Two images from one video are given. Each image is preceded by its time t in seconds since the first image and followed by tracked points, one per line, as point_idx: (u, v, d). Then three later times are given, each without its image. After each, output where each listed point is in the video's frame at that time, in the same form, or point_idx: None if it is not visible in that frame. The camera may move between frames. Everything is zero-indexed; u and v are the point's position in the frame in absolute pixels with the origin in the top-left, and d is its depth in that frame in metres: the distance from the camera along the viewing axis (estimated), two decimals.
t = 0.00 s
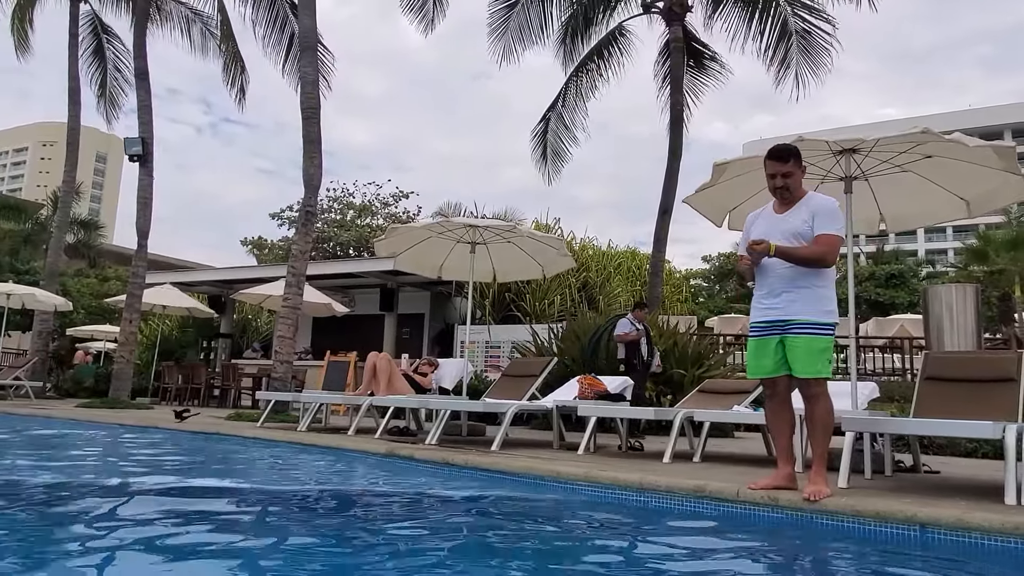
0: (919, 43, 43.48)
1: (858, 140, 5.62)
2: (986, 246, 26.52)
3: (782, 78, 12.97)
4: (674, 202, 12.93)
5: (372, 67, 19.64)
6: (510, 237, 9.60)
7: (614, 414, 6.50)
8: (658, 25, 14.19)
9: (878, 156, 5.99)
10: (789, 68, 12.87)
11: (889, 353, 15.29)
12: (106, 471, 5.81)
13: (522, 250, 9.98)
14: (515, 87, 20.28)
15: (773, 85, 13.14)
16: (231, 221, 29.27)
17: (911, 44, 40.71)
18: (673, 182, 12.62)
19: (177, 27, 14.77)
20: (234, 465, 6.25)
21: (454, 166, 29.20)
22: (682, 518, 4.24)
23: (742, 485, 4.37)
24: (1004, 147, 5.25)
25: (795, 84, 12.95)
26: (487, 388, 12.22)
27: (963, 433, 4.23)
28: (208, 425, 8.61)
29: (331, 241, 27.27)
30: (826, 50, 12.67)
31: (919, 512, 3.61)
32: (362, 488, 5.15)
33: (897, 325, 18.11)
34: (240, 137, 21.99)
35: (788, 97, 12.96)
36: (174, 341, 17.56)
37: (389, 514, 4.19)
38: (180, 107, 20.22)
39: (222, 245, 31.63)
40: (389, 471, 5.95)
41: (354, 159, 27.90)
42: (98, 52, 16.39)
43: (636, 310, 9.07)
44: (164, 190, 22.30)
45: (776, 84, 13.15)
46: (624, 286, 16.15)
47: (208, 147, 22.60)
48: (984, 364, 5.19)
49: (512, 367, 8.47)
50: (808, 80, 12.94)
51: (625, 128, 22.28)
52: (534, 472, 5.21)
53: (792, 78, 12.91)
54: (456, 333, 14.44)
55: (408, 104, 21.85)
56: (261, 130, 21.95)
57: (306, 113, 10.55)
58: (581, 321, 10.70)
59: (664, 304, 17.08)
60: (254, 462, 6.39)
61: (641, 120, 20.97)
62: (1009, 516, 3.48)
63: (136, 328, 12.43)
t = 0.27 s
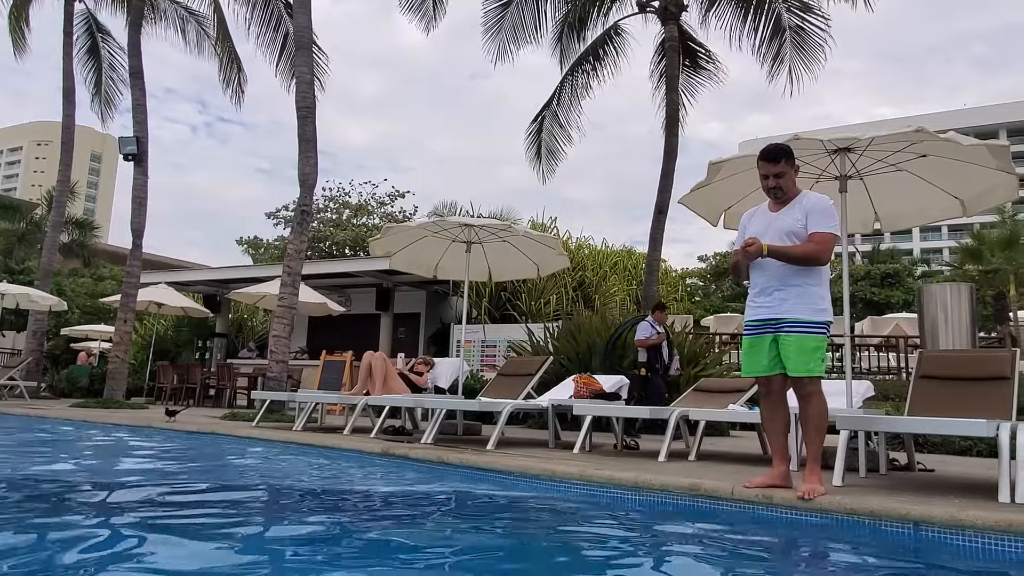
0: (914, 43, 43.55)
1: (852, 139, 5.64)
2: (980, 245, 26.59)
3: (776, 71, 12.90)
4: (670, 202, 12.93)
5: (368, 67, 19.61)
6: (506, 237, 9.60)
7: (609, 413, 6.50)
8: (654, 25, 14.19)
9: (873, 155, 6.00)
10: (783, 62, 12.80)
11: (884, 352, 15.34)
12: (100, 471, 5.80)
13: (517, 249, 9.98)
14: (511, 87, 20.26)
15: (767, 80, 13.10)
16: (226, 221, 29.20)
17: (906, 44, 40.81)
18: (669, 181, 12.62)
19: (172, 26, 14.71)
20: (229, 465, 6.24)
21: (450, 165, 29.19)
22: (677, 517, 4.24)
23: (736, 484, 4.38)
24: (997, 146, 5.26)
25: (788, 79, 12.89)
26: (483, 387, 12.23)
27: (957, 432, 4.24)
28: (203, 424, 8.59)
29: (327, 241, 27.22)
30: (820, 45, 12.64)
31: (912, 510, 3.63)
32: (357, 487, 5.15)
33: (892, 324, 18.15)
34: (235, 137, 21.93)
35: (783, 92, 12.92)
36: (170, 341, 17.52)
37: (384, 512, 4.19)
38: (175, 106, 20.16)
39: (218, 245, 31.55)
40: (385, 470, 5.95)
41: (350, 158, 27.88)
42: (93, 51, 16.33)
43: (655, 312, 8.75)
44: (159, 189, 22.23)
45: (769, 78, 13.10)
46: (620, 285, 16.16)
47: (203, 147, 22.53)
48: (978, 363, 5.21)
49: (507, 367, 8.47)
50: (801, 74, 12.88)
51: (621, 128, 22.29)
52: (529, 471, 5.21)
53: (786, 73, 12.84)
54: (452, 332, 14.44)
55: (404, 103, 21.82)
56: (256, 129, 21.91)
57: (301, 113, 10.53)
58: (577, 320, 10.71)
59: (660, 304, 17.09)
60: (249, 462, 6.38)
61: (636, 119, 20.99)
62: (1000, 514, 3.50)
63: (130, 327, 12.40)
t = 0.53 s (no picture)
0: (904, 44, 43.79)
1: (842, 140, 5.67)
2: (969, 246, 26.77)
3: (767, 69, 12.96)
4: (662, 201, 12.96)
5: (360, 66, 19.57)
6: (497, 236, 9.60)
7: (601, 413, 6.51)
8: (645, 25, 14.22)
9: (863, 155, 6.03)
10: (773, 61, 12.87)
11: (874, 351, 15.42)
12: (90, 472, 5.76)
13: (509, 249, 9.98)
14: (503, 86, 20.26)
15: (757, 78, 13.15)
16: (217, 220, 29.10)
17: (896, 45, 41.03)
18: (660, 181, 12.65)
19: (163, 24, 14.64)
20: (220, 465, 6.22)
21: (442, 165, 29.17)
22: (668, 516, 4.25)
23: (727, 482, 4.39)
24: (985, 146, 5.29)
25: (779, 77, 12.96)
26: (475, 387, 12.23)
27: (946, 430, 4.27)
28: (194, 425, 8.56)
29: (318, 241, 27.16)
30: (810, 44, 12.72)
31: (901, 508, 3.64)
32: (348, 487, 5.14)
33: (882, 323, 18.24)
34: (226, 136, 21.85)
35: (773, 90, 12.99)
36: (160, 341, 17.44)
37: (375, 512, 4.18)
38: (166, 105, 20.06)
39: (209, 244, 31.44)
40: (376, 470, 5.94)
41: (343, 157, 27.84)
42: (82, 50, 16.23)
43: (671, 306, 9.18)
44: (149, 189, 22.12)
45: (760, 76, 13.14)
46: (612, 285, 16.19)
47: (194, 146, 22.44)
48: (967, 362, 5.24)
49: (499, 367, 8.47)
50: (791, 73, 12.95)
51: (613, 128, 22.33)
52: (521, 471, 5.21)
53: (777, 71, 12.91)
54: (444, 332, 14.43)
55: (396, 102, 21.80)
56: (248, 128, 21.84)
57: (292, 112, 10.51)
58: (569, 320, 10.72)
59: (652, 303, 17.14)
60: (240, 462, 6.35)
61: (628, 119, 21.03)
62: (987, 511, 3.53)
63: (120, 327, 12.35)
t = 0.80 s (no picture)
0: (891, 46, 44.10)
1: (828, 141, 5.71)
2: (954, 246, 27.02)
3: (752, 72, 12.95)
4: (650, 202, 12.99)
5: (349, 66, 19.52)
6: (486, 236, 9.60)
7: (589, 412, 6.53)
8: (634, 26, 14.27)
9: (849, 157, 6.07)
10: (758, 63, 12.87)
11: (861, 350, 15.52)
12: (75, 473, 5.72)
13: (498, 249, 9.99)
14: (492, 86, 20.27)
15: (742, 79, 13.11)
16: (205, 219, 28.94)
17: (883, 47, 41.34)
18: (649, 182, 12.69)
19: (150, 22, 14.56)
20: (207, 466, 6.19)
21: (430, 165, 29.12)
22: (654, 515, 4.27)
23: (714, 482, 4.41)
24: (969, 148, 5.33)
25: (763, 79, 12.90)
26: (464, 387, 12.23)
27: (930, 429, 4.31)
28: (180, 426, 8.52)
29: (307, 240, 27.05)
30: (793, 49, 12.76)
31: (885, 507, 3.68)
32: (335, 487, 5.13)
33: (868, 323, 18.38)
34: (214, 135, 21.75)
35: (758, 91, 12.90)
36: (146, 341, 17.33)
37: (362, 513, 4.18)
38: (153, 104, 19.92)
39: (196, 244, 31.27)
40: (364, 470, 5.93)
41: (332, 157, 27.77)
42: (68, 48, 16.11)
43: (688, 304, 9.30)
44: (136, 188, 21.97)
45: (745, 78, 13.11)
46: (601, 285, 16.23)
47: (181, 145, 22.31)
48: (951, 362, 5.29)
49: (488, 367, 8.48)
50: (775, 75, 12.93)
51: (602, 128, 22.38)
52: (509, 471, 5.21)
53: (761, 73, 12.87)
54: (433, 332, 14.41)
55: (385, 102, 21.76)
56: (236, 127, 21.75)
57: (280, 111, 10.46)
58: (557, 320, 10.74)
59: (641, 303, 17.18)
60: (227, 463, 6.33)
61: (617, 119, 21.09)
62: (970, 510, 3.56)
63: (106, 328, 12.26)
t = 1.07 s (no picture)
0: (876, 48, 44.48)
1: (812, 143, 5.75)
2: (937, 246, 27.28)
3: (734, 73, 13.22)
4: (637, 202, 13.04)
5: (335, 65, 19.45)
6: (472, 237, 9.61)
7: (575, 412, 6.53)
8: (620, 27, 14.32)
9: (832, 158, 6.11)
10: (741, 65, 13.10)
11: (845, 350, 15.63)
12: (56, 476, 5.66)
13: (484, 249, 10.00)
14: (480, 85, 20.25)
15: (724, 79, 13.42)
16: (189, 219, 28.75)
17: (868, 49, 41.67)
18: (635, 182, 12.73)
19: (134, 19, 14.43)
20: (190, 468, 6.15)
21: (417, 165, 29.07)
22: (640, 515, 4.28)
23: (697, 482, 4.43)
24: (950, 151, 5.40)
25: (745, 81, 13.22)
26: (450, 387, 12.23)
27: (911, 427, 4.36)
28: (165, 427, 8.46)
29: (293, 240, 26.94)
30: (777, 52, 12.86)
31: (866, 505, 3.72)
32: (321, 488, 5.11)
33: (852, 323, 18.53)
34: (199, 134, 21.61)
35: (738, 94, 13.26)
36: (130, 341, 17.20)
37: (347, 514, 4.16)
38: (137, 102, 19.74)
39: (181, 244, 31.04)
40: (349, 471, 5.92)
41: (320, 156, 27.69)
42: (50, 45, 15.95)
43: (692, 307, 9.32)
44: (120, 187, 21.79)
45: (727, 78, 13.40)
46: (587, 285, 16.27)
47: (167, 144, 22.14)
48: (932, 361, 5.34)
49: (474, 367, 8.48)
50: (757, 77, 13.19)
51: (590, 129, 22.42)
52: (494, 472, 5.22)
53: (743, 75, 13.17)
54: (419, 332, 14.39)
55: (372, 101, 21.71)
56: (221, 126, 21.61)
57: (265, 110, 10.40)
58: (544, 320, 10.76)
59: (627, 303, 17.23)
60: (211, 465, 6.29)
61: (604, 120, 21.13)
62: (950, 508, 3.60)
63: (89, 328, 12.15)
